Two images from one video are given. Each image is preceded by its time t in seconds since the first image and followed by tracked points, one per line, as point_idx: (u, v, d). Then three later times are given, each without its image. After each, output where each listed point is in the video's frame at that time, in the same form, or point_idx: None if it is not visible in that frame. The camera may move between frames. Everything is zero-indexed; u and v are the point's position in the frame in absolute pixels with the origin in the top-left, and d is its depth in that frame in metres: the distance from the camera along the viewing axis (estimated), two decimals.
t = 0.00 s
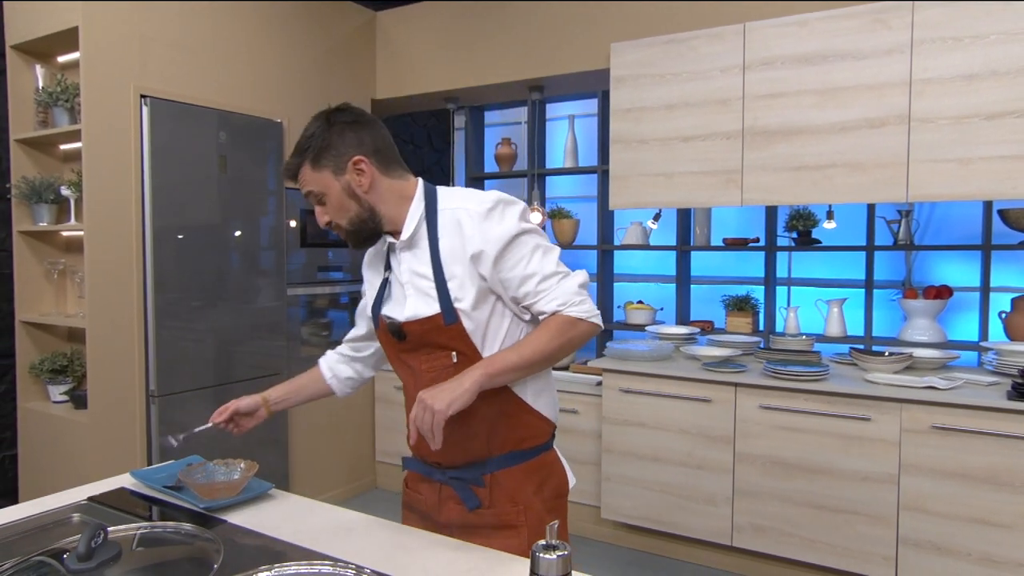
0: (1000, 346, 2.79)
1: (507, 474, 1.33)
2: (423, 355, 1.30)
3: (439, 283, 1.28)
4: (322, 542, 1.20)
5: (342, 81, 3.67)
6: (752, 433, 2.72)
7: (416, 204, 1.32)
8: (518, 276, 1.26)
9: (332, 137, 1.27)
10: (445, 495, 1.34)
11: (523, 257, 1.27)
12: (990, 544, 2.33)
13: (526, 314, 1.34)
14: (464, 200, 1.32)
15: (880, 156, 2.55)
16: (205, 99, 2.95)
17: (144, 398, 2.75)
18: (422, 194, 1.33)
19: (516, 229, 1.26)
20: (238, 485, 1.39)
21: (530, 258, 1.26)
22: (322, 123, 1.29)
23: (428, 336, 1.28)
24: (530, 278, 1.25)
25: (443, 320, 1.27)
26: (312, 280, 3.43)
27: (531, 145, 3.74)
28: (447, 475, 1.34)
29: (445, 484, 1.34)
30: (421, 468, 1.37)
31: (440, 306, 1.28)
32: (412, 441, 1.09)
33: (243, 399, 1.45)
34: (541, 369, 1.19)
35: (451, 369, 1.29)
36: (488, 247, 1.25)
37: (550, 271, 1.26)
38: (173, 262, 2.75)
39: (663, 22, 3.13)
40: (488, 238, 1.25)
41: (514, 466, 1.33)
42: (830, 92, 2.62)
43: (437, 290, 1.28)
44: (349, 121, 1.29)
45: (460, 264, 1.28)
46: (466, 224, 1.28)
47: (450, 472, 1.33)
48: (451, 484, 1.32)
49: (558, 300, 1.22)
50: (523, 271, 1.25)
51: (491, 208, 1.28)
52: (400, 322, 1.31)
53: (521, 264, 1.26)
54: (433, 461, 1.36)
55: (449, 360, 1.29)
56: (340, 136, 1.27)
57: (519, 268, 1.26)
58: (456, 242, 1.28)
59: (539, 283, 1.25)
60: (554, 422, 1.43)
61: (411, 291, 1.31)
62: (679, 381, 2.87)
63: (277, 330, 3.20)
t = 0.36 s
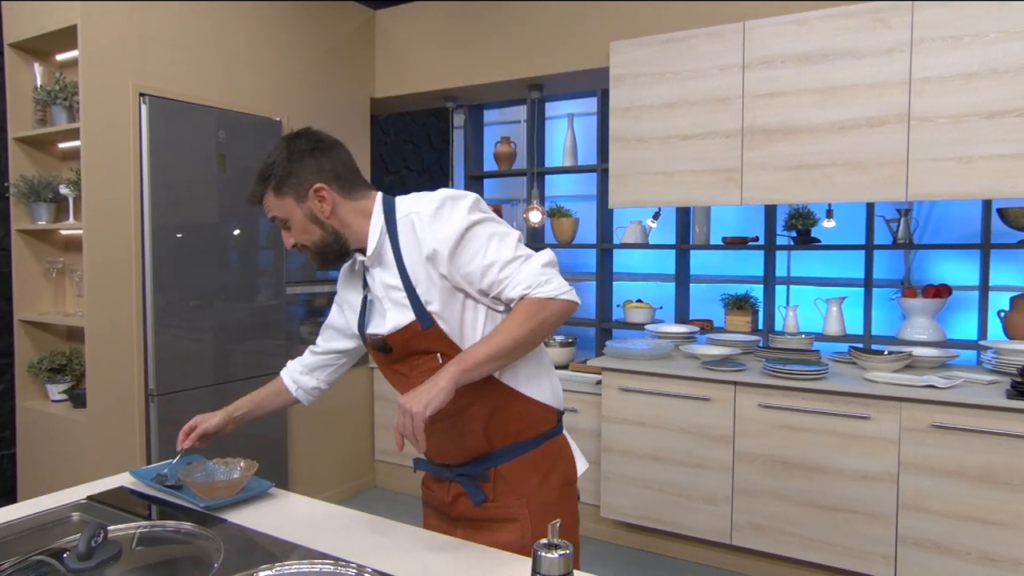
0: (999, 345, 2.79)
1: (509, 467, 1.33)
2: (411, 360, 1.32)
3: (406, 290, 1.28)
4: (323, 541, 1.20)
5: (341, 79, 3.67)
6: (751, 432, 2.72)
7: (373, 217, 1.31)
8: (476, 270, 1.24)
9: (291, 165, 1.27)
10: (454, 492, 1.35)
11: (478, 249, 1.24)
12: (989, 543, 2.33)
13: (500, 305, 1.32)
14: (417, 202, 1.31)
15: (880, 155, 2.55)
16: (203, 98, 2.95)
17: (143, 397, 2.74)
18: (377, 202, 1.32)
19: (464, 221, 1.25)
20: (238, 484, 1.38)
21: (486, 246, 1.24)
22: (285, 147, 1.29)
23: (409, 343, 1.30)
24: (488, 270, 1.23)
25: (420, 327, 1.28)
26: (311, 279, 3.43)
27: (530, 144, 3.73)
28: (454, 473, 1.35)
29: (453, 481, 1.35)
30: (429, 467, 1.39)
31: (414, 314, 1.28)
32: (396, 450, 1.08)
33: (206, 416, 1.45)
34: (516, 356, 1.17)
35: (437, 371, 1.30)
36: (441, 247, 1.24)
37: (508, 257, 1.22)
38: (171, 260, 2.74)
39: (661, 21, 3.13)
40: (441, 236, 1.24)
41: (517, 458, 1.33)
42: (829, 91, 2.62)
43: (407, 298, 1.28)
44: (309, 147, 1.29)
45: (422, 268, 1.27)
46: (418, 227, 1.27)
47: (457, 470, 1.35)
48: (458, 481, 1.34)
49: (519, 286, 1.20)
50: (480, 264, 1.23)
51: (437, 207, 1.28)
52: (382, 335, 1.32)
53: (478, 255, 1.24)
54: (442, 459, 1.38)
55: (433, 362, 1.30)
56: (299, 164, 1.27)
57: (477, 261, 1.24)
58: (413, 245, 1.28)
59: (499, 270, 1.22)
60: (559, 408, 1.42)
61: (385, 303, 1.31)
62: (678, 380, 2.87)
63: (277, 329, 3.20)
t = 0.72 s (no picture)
0: (996, 345, 2.80)
1: (518, 467, 1.33)
2: (416, 360, 1.31)
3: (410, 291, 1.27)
4: (323, 538, 1.20)
5: (340, 76, 3.66)
6: (749, 431, 2.73)
7: (372, 216, 1.30)
8: (481, 267, 1.23)
9: (308, 142, 1.26)
10: (461, 494, 1.35)
11: (483, 246, 1.23)
12: (985, 542, 2.34)
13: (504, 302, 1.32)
14: (417, 201, 1.30)
15: (879, 155, 2.55)
16: (201, 94, 2.94)
17: (141, 394, 2.73)
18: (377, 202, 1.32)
19: (467, 218, 1.24)
20: (238, 481, 1.38)
21: (490, 242, 1.24)
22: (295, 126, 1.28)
23: (414, 343, 1.29)
24: (494, 267, 1.22)
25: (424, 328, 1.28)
26: (308, 277, 3.42)
27: (528, 143, 3.73)
28: (462, 474, 1.34)
29: (461, 483, 1.34)
30: (434, 469, 1.39)
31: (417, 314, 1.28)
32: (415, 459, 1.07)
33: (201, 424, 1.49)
34: (526, 356, 1.16)
35: (444, 371, 1.30)
36: (446, 245, 1.23)
37: (513, 253, 1.22)
38: (169, 257, 2.73)
39: (661, 20, 3.13)
40: (444, 234, 1.24)
41: (525, 456, 1.33)
42: (829, 91, 2.62)
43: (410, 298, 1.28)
44: (322, 130, 1.30)
45: (425, 267, 1.27)
46: (420, 226, 1.27)
47: (465, 471, 1.34)
48: (466, 483, 1.33)
49: (524, 283, 1.19)
50: (486, 261, 1.22)
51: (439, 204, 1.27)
52: (383, 337, 1.32)
53: (482, 252, 1.23)
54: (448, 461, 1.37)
55: (439, 362, 1.30)
56: (316, 142, 1.27)
57: (481, 257, 1.23)
58: (416, 244, 1.27)
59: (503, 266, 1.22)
60: (566, 406, 1.42)
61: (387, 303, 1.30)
62: (677, 379, 2.87)
63: (274, 327, 3.19)
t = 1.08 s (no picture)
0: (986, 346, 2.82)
1: (552, 485, 1.29)
2: (461, 367, 1.25)
3: (473, 290, 1.21)
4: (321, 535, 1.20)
5: (335, 72, 3.65)
6: (743, 430, 2.74)
7: (434, 203, 1.25)
8: (556, 276, 1.21)
9: (406, 95, 1.20)
10: (484, 512, 1.29)
11: (561, 253, 1.21)
12: (974, 541, 2.36)
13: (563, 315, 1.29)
14: (488, 197, 1.26)
15: (873, 156, 2.57)
16: (196, 90, 2.92)
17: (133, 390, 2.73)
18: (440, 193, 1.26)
19: (549, 225, 1.21)
20: (234, 477, 1.38)
21: (567, 253, 1.21)
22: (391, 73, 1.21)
23: (463, 348, 1.23)
24: (571, 276, 1.20)
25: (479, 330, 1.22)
26: (302, 273, 3.41)
27: (523, 142, 3.74)
28: (488, 491, 1.29)
29: (486, 500, 1.29)
30: (455, 482, 1.32)
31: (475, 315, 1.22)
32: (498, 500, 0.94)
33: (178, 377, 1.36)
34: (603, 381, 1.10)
35: (492, 383, 1.24)
36: (525, 246, 1.19)
37: (589, 266, 1.20)
38: (162, 253, 2.72)
39: (658, 20, 3.14)
40: (524, 237, 1.20)
41: (559, 476, 1.30)
42: (825, 92, 2.64)
43: (471, 297, 1.22)
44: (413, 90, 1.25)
45: (493, 267, 1.22)
46: (496, 225, 1.22)
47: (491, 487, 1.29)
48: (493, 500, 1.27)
49: (597, 299, 1.17)
50: (565, 269, 1.20)
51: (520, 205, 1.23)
52: (428, 335, 1.24)
53: (558, 261, 1.21)
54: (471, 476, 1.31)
55: (487, 373, 1.24)
56: (413, 100, 1.22)
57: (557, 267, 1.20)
58: (487, 243, 1.22)
59: (580, 279, 1.19)
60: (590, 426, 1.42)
61: (436, 299, 1.25)
62: (671, 378, 2.88)
63: (267, 324, 3.18)
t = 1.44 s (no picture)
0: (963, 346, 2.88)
1: (575, 507, 1.24)
2: (503, 386, 1.23)
3: (540, 303, 1.22)
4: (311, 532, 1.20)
5: (322, 70, 3.63)
6: (726, 428, 2.77)
7: (511, 200, 1.25)
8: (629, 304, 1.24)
9: (503, 66, 1.19)
10: (500, 532, 1.26)
11: (637, 282, 1.25)
12: (950, 536, 2.41)
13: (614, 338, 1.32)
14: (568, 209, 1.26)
15: (855, 159, 2.61)
16: (181, 85, 2.90)
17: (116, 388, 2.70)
18: (518, 197, 1.26)
19: (634, 252, 1.23)
20: (222, 473, 1.38)
21: (641, 283, 1.25)
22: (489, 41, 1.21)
23: (511, 366, 1.23)
24: (642, 304, 1.25)
25: (535, 345, 1.22)
26: (287, 270, 3.40)
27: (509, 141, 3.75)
28: (507, 512, 1.26)
29: (503, 521, 1.26)
30: (472, 502, 1.29)
31: (535, 329, 1.22)
32: None
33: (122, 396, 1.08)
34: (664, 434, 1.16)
35: (534, 408, 1.23)
36: (608, 270, 1.22)
37: (658, 301, 1.25)
38: (146, 249, 2.71)
39: (647, 22, 3.16)
40: (607, 260, 1.22)
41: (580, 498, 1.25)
42: (809, 95, 2.68)
43: (536, 310, 1.22)
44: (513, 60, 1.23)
45: (564, 282, 1.23)
46: (579, 240, 1.23)
47: (511, 508, 1.26)
48: (513, 522, 1.25)
49: (658, 335, 1.22)
50: (637, 296, 1.24)
51: (607, 226, 1.24)
52: (477, 341, 1.24)
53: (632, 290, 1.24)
54: (490, 495, 1.28)
55: (532, 398, 1.23)
56: (508, 74, 1.20)
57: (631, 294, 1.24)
58: (563, 258, 1.23)
59: (649, 314, 1.24)
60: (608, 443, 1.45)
61: (490, 303, 1.25)
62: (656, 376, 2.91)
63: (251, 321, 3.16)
